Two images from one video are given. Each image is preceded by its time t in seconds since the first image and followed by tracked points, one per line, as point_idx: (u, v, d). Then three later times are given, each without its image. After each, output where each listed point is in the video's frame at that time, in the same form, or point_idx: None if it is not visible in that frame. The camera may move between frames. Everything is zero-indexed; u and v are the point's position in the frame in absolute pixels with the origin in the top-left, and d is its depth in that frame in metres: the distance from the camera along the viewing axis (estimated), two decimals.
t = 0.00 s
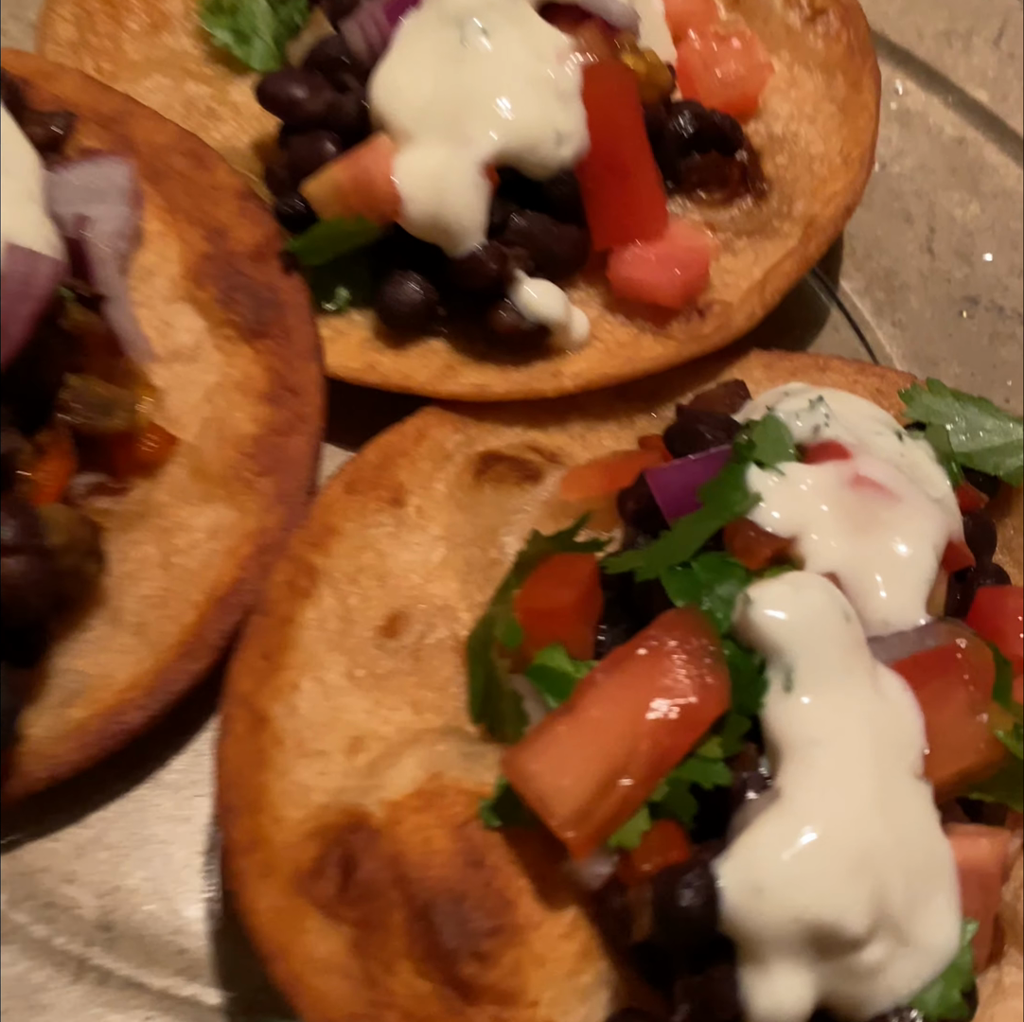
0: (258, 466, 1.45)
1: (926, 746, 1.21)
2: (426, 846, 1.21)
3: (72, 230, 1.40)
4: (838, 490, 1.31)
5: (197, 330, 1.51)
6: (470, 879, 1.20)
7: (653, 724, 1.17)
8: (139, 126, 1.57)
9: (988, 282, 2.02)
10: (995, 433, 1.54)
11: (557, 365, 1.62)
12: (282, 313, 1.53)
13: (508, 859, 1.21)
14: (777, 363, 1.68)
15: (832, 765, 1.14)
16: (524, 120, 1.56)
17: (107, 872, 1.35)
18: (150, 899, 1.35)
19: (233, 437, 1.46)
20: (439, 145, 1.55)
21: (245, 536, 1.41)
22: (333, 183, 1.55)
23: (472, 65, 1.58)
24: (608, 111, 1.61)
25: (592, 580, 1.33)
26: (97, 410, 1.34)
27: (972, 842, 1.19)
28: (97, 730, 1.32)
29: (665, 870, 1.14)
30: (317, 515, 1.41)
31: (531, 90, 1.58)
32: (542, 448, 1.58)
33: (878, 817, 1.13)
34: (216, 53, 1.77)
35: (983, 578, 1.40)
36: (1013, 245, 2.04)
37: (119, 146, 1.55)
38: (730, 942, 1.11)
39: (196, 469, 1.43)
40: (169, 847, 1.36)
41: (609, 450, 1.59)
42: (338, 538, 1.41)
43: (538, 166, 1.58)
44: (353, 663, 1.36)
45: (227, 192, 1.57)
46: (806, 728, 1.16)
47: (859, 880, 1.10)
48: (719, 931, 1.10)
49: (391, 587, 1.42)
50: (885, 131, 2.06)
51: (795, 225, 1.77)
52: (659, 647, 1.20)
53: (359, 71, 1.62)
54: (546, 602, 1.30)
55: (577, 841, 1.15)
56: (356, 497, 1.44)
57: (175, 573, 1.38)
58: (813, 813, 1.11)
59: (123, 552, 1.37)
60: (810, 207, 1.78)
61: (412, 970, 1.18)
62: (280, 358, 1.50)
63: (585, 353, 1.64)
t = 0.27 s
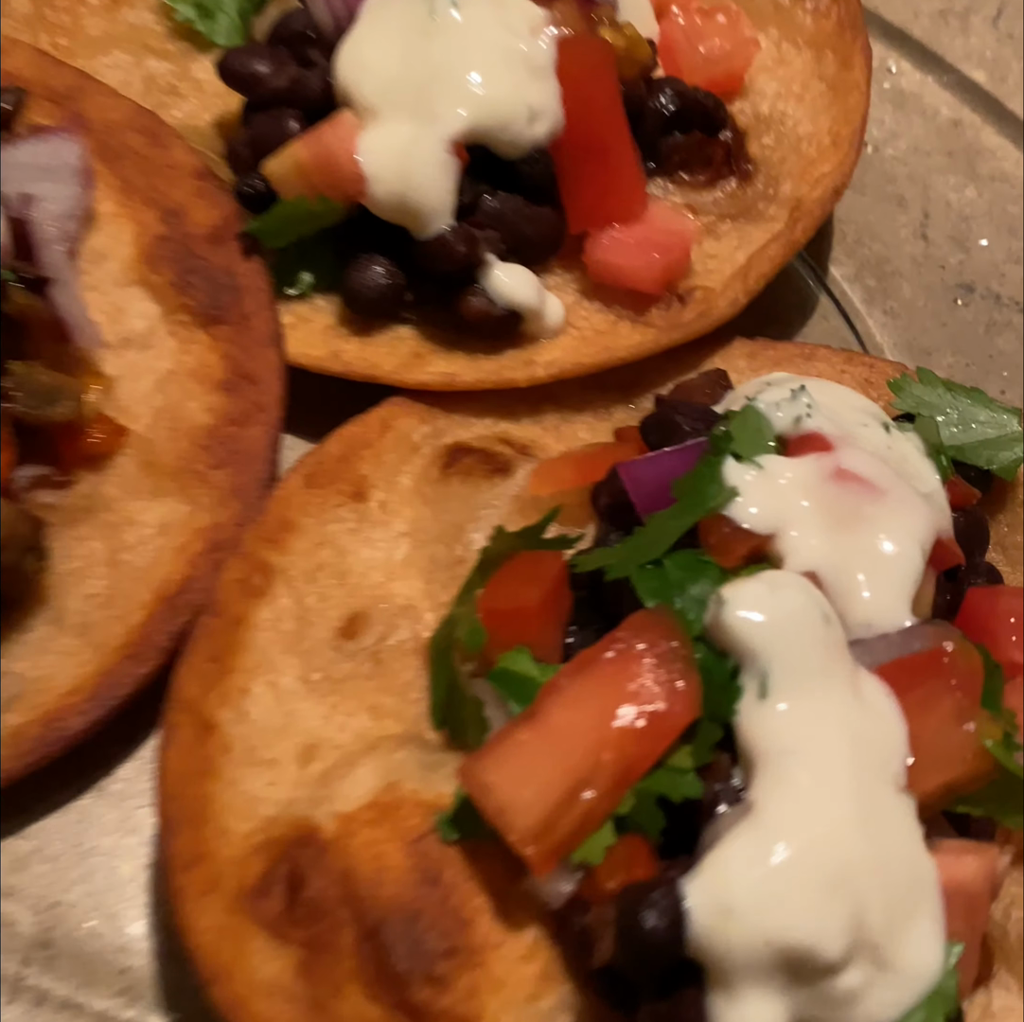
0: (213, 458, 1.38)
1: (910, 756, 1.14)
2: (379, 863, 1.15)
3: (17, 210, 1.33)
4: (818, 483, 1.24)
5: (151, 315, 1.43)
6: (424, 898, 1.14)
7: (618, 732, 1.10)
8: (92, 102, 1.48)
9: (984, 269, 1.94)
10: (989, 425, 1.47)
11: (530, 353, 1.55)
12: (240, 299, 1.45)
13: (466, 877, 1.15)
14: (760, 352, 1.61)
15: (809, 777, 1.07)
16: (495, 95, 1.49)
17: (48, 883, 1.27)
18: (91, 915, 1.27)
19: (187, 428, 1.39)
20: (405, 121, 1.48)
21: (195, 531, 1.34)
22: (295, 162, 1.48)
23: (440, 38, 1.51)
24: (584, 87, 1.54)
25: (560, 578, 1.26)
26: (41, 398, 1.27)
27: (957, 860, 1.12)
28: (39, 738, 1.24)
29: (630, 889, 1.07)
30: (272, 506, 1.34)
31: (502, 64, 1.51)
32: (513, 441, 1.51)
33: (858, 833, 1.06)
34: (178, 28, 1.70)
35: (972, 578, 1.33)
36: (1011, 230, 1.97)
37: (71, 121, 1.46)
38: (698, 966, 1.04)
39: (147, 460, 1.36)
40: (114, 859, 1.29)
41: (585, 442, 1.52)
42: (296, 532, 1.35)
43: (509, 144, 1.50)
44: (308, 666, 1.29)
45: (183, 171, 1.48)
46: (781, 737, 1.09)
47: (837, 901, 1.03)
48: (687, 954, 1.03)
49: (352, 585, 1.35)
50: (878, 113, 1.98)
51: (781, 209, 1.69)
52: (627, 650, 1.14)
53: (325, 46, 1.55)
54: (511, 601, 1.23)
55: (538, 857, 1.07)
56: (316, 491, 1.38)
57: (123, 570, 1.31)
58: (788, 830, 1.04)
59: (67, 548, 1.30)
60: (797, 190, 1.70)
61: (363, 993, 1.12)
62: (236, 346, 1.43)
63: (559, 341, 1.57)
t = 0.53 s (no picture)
0: (162, 454, 1.31)
1: (891, 774, 1.07)
2: (324, 886, 1.09)
3: None
4: (797, 483, 1.17)
5: (100, 305, 1.36)
6: (372, 925, 1.08)
7: (580, 746, 1.03)
8: (42, 81, 1.40)
9: (979, 260, 1.88)
10: (980, 422, 1.40)
11: (501, 344, 1.49)
12: (194, 289, 1.39)
13: (419, 903, 1.10)
14: (742, 344, 1.54)
15: (781, 797, 1.00)
16: (463, 74, 1.42)
17: None
18: (27, 937, 1.20)
19: (135, 423, 1.32)
20: (370, 101, 1.40)
21: (142, 531, 1.28)
22: (253, 144, 1.42)
23: (407, 14, 1.44)
24: (558, 66, 1.46)
25: (525, 581, 1.19)
26: None
27: (940, 885, 1.06)
28: None
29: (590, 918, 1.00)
30: (226, 505, 1.27)
31: (472, 41, 1.44)
32: (482, 437, 1.44)
33: (833, 857, 0.99)
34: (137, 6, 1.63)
35: (962, 585, 1.26)
36: (1007, 220, 1.90)
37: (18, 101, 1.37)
38: (661, 998, 0.98)
39: (93, 457, 1.29)
40: (52, 879, 1.23)
41: (557, 439, 1.45)
42: (249, 535, 1.27)
43: (478, 125, 1.43)
44: (259, 675, 1.22)
45: (136, 153, 1.41)
46: (753, 754, 1.02)
47: (809, 930, 0.97)
48: (648, 987, 0.97)
49: (309, 591, 1.28)
50: (870, 97, 1.90)
51: (765, 195, 1.62)
52: (592, 659, 1.07)
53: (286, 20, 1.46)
54: (471, 606, 1.16)
55: (493, 881, 1.00)
56: (272, 490, 1.31)
57: (66, 574, 1.24)
58: (757, 855, 0.98)
59: (5, 550, 1.23)
60: (782, 176, 1.63)
61: None
62: (188, 336, 1.36)
63: (532, 331, 1.50)
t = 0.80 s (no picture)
0: (112, 450, 1.25)
1: (869, 792, 1.01)
2: (269, 911, 1.05)
3: None
4: (774, 483, 1.11)
5: (50, 294, 1.27)
6: (321, 951, 1.04)
7: (540, 763, 0.96)
8: None
9: (973, 251, 1.81)
10: (971, 420, 1.34)
11: (471, 337, 1.43)
12: (150, 277, 1.31)
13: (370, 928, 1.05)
14: (724, 338, 1.48)
15: (753, 821, 0.95)
16: (431, 53, 1.35)
17: None
18: None
19: (85, 419, 1.25)
20: (333, 81, 1.34)
21: (92, 533, 1.22)
22: (212, 126, 1.35)
23: None
24: (531, 46, 1.40)
25: (489, 587, 1.13)
26: None
27: (920, 912, 1.01)
28: None
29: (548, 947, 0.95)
30: (178, 504, 1.21)
31: (441, 18, 1.37)
32: (450, 435, 1.38)
33: (807, 883, 0.94)
34: None
35: (949, 590, 1.21)
36: (1002, 209, 1.84)
37: None
38: None
39: (40, 455, 1.22)
40: None
41: (529, 437, 1.39)
42: (201, 538, 1.21)
43: (447, 107, 1.37)
44: (211, 685, 1.16)
45: (92, 138, 1.32)
46: (723, 772, 0.97)
47: (779, 961, 0.92)
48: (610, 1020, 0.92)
49: (266, 596, 1.22)
50: (860, 82, 1.82)
51: (749, 182, 1.56)
52: (555, 670, 1.00)
53: None
54: (429, 612, 1.10)
55: (445, 907, 0.94)
56: (228, 489, 1.24)
57: (8, 579, 1.18)
58: (726, 882, 0.93)
59: None
60: (766, 162, 1.57)
61: None
62: (143, 326, 1.29)
63: (503, 324, 1.44)
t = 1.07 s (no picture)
0: (71, 444, 1.19)
1: (854, 805, 0.97)
2: (227, 930, 1.00)
3: None
4: (757, 483, 1.06)
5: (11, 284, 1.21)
6: (278, 971, 1.00)
7: (509, 776, 0.92)
8: None
9: (970, 241, 1.76)
10: (966, 416, 1.29)
11: (449, 329, 1.38)
12: (114, 267, 1.25)
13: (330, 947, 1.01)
14: (710, 330, 1.43)
15: (730, 839, 0.92)
16: (407, 33, 1.31)
17: None
18: None
19: (43, 413, 1.19)
20: (304, 62, 1.29)
21: (50, 534, 1.17)
22: (179, 109, 1.30)
23: None
24: (511, 27, 1.35)
25: (461, 587, 1.08)
26: None
27: (908, 933, 0.96)
28: None
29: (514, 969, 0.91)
30: (141, 501, 1.16)
31: None
32: (426, 431, 1.33)
33: (785, 903, 0.91)
34: None
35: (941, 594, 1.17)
36: (1000, 199, 1.79)
37: None
38: None
39: None
40: None
41: (507, 432, 1.35)
42: (163, 537, 1.16)
43: (422, 90, 1.33)
44: (171, 692, 1.11)
45: (56, 122, 1.26)
46: (700, 787, 0.93)
47: (755, 985, 0.89)
48: None
49: (231, 598, 1.17)
50: (856, 67, 1.77)
51: (737, 169, 1.51)
52: (525, 676, 0.96)
53: None
54: (397, 617, 1.05)
55: (406, 927, 0.90)
56: (191, 485, 1.19)
57: None
58: (700, 902, 0.90)
59: None
60: (754, 148, 1.52)
61: None
62: (107, 317, 1.24)
63: (482, 315, 1.40)
